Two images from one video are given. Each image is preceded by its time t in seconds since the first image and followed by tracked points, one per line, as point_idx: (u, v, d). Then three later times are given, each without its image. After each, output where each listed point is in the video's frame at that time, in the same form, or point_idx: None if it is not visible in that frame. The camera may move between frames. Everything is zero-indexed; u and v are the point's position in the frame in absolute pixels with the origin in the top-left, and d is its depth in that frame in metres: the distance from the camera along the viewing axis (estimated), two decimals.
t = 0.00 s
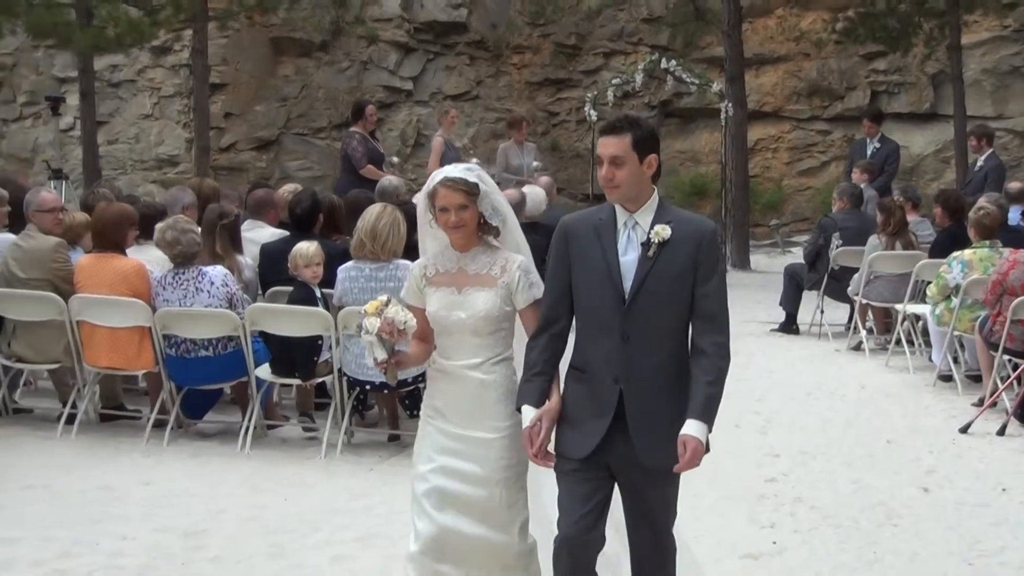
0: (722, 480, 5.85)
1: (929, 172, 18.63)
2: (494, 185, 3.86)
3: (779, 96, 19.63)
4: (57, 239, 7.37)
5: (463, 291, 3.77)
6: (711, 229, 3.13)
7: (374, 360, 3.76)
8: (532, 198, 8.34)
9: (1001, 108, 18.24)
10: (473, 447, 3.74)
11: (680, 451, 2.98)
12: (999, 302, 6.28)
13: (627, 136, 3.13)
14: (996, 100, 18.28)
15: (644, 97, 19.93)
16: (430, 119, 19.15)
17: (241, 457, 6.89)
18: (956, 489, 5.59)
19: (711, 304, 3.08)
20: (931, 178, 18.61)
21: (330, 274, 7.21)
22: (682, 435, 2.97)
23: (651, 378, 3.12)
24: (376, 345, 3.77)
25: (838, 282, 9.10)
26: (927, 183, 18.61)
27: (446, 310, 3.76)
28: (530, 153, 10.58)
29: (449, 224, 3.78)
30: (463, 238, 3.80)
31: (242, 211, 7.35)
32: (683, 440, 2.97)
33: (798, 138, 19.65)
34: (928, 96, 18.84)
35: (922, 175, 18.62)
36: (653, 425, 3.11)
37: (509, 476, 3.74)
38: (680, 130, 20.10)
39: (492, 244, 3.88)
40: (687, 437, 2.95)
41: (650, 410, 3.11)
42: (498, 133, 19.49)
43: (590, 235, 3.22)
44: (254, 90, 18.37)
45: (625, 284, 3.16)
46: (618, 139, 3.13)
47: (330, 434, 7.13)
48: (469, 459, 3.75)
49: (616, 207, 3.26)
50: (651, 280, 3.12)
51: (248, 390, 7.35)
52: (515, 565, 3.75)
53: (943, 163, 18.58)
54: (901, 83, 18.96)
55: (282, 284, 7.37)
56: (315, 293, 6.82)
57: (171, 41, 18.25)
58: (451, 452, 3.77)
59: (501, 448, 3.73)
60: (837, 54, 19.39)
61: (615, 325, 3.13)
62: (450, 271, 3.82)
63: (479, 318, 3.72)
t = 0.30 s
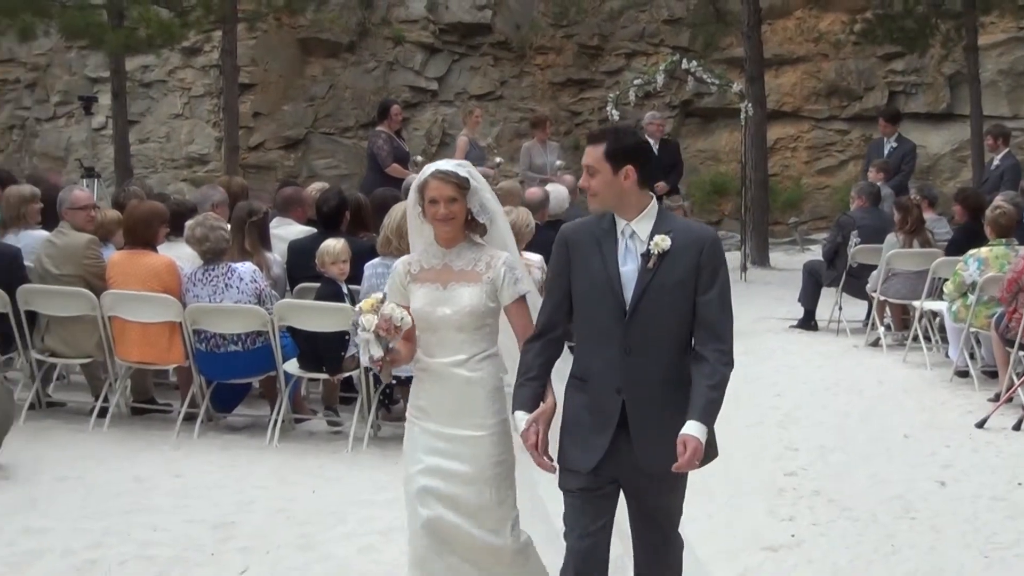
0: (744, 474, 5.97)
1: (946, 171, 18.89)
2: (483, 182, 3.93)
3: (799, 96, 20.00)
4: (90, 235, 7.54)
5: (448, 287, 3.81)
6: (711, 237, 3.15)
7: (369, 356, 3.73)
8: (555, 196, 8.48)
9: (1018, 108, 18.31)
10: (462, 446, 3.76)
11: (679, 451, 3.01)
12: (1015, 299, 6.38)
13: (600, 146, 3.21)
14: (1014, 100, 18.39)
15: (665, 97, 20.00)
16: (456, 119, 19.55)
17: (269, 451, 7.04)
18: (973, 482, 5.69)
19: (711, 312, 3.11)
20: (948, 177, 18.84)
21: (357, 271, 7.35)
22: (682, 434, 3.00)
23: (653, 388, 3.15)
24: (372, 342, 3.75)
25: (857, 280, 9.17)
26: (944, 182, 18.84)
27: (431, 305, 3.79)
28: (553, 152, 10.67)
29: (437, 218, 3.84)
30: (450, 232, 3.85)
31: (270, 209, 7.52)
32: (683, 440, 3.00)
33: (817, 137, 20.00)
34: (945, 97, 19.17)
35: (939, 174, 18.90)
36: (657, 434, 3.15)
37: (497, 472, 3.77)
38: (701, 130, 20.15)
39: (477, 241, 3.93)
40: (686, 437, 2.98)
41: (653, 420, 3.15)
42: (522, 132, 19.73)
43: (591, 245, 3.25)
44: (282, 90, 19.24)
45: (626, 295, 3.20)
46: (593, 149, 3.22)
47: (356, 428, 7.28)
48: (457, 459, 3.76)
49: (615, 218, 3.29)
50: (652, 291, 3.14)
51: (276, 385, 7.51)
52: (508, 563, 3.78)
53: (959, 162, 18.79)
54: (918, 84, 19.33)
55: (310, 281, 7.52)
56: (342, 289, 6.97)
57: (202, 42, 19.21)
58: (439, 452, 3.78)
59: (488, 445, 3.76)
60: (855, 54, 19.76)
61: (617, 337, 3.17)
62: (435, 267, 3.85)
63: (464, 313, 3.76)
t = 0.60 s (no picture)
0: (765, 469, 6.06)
1: (967, 170, 18.93)
2: (479, 177, 3.89)
3: (822, 96, 20.03)
4: (126, 232, 7.73)
5: (444, 282, 3.77)
6: (706, 231, 2.99)
7: (369, 343, 3.67)
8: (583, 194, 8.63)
9: None
10: (454, 442, 3.73)
11: (693, 466, 2.90)
12: None
13: (587, 143, 3.08)
14: None
15: (691, 97, 20.09)
16: (485, 118, 19.77)
17: (302, 444, 7.21)
18: (993, 477, 5.77)
19: (709, 309, 2.96)
20: (970, 176, 18.88)
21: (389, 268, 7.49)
22: (694, 449, 2.89)
23: (647, 388, 2.99)
24: (373, 329, 3.66)
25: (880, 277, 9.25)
26: (966, 181, 18.87)
27: (426, 300, 3.76)
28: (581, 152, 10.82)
29: (432, 214, 3.79)
30: (446, 227, 3.81)
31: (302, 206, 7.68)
32: (694, 453, 2.89)
33: (840, 137, 20.04)
34: (967, 97, 19.17)
35: (961, 173, 18.92)
36: (653, 437, 2.99)
37: (487, 469, 3.74)
38: (725, 130, 20.23)
39: (474, 237, 3.88)
40: (698, 452, 2.87)
41: (650, 422, 2.99)
42: (550, 132, 19.87)
43: (584, 240, 3.10)
44: (315, 91, 19.56)
45: (618, 292, 3.03)
46: (580, 149, 3.09)
47: (387, 422, 7.44)
48: (448, 455, 3.72)
49: (607, 215, 3.12)
50: (645, 288, 2.98)
51: (308, 379, 7.68)
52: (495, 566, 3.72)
53: (981, 161, 18.83)
54: (939, 84, 19.39)
55: (342, 277, 7.68)
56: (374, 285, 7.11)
57: (236, 43, 19.41)
58: (431, 449, 3.74)
59: (480, 441, 3.74)
60: (877, 55, 19.82)
61: (609, 335, 3.01)
62: (431, 262, 3.82)
63: (459, 308, 3.73)
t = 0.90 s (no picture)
0: (787, 463, 6.17)
1: (990, 170, 18.99)
2: (475, 176, 3.84)
3: (847, 96, 20.05)
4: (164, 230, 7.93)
5: (441, 282, 3.73)
6: (704, 224, 2.98)
7: (370, 339, 3.76)
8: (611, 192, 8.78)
9: None
10: (452, 433, 3.66)
11: (712, 465, 2.98)
12: None
13: (587, 134, 3.07)
14: None
15: (718, 97, 20.15)
16: (515, 118, 19.97)
17: (335, 437, 7.38)
18: (1015, 472, 5.87)
19: (707, 302, 2.95)
20: (993, 176, 18.93)
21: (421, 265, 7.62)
22: (710, 449, 2.97)
23: (642, 380, 2.99)
24: (375, 325, 3.76)
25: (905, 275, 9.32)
26: (989, 180, 18.92)
27: (424, 300, 3.72)
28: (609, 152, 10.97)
29: (429, 215, 3.73)
30: (443, 228, 3.76)
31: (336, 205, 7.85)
32: (713, 452, 2.97)
33: (865, 137, 20.06)
34: (990, 97, 19.23)
35: (984, 173, 18.98)
36: (648, 429, 2.98)
37: (481, 463, 3.64)
38: (751, 130, 20.27)
39: (472, 236, 3.84)
40: (715, 452, 2.96)
41: (647, 414, 2.99)
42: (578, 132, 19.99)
43: (584, 233, 3.12)
44: (349, 91, 19.86)
45: (616, 287, 3.04)
46: (580, 140, 3.09)
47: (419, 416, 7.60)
48: (444, 445, 3.64)
49: (608, 208, 3.13)
50: (642, 281, 2.99)
51: (342, 374, 7.84)
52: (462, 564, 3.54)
53: (1004, 161, 18.89)
54: (962, 85, 19.38)
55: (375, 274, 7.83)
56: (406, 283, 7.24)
57: (272, 44, 19.72)
58: (430, 441, 3.69)
59: (477, 434, 3.67)
60: (902, 56, 19.77)
61: (606, 328, 3.03)
62: (428, 262, 3.78)
63: (458, 308, 3.69)
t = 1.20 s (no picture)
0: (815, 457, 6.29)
1: (1018, 168, 18.95)
2: (476, 183, 3.89)
3: (876, 96, 20.03)
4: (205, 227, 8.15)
5: (443, 287, 3.77)
6: (704, 222, 3.06)
7: (371, 347, 3.87)
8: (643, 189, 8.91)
9: None
10: (451, 441, 3.69)
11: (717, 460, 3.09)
12: None
13: (596, 130, 3.15)
14: None
15: (749, 97, 20.20)
16: (549, 118, 20.13)
17: (373, 430, 7.58)
18: None
19: (710, 300, 3.04)
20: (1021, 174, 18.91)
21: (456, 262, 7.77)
22: (717, 445, 3.08)
23: (646, 377, 3.07)
24: (375, 333, 3.86)
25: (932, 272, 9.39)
26: (1017, 178, 18.87)
27: (426, 306, 3.77)
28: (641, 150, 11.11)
29: (431, 223, 3.80)
30: (445, 235, 3.80)
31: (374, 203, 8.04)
32: (720, 450, 3.07)
33: (893, 136, 20.02)
34: (1018, 97, 19.16)
35: (1011, 172, 18.94)
36: (653, 425, 3.06)
37: (480, 470, 3.65)
38: (782, 129, 20.27)
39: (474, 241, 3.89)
40: (722, 448, 3.06)
41: (653, 410, 3.07)
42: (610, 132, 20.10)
43: (590, 232, 3.21)
44: (386, 92, 20.11)
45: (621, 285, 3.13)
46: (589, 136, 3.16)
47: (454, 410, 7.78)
48: (446, 453, 3.67)
49: (613, 207, 3.21)
50: (644, 280, 3.08)
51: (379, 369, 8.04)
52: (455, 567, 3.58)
53: None
54: (990, 85, 19.37)
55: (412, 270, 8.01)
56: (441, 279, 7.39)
57: (311, 45, 19.98)
58: (432, 447, 3.72)
59: (477, 441, 3.68)
60: (929, 57, 19.77)
61: (611, 326, 3.11)
62: (430, 268, 3.82)
63: (458, 312, 3.71)
